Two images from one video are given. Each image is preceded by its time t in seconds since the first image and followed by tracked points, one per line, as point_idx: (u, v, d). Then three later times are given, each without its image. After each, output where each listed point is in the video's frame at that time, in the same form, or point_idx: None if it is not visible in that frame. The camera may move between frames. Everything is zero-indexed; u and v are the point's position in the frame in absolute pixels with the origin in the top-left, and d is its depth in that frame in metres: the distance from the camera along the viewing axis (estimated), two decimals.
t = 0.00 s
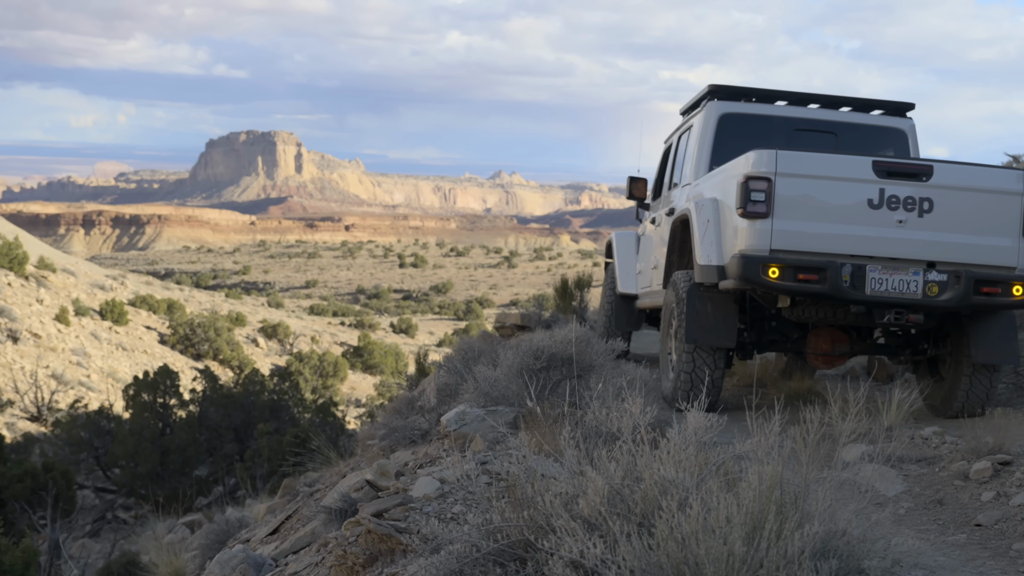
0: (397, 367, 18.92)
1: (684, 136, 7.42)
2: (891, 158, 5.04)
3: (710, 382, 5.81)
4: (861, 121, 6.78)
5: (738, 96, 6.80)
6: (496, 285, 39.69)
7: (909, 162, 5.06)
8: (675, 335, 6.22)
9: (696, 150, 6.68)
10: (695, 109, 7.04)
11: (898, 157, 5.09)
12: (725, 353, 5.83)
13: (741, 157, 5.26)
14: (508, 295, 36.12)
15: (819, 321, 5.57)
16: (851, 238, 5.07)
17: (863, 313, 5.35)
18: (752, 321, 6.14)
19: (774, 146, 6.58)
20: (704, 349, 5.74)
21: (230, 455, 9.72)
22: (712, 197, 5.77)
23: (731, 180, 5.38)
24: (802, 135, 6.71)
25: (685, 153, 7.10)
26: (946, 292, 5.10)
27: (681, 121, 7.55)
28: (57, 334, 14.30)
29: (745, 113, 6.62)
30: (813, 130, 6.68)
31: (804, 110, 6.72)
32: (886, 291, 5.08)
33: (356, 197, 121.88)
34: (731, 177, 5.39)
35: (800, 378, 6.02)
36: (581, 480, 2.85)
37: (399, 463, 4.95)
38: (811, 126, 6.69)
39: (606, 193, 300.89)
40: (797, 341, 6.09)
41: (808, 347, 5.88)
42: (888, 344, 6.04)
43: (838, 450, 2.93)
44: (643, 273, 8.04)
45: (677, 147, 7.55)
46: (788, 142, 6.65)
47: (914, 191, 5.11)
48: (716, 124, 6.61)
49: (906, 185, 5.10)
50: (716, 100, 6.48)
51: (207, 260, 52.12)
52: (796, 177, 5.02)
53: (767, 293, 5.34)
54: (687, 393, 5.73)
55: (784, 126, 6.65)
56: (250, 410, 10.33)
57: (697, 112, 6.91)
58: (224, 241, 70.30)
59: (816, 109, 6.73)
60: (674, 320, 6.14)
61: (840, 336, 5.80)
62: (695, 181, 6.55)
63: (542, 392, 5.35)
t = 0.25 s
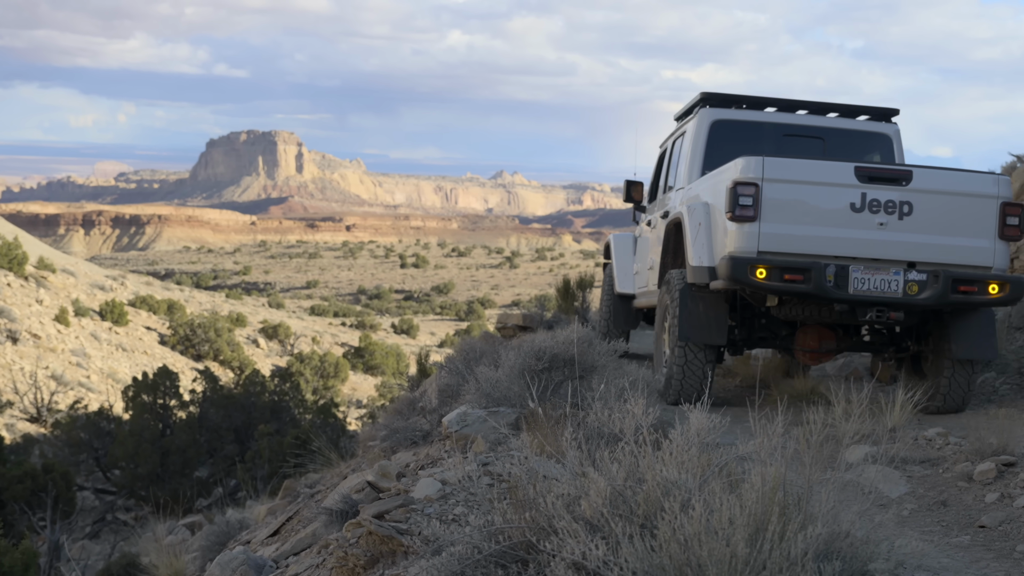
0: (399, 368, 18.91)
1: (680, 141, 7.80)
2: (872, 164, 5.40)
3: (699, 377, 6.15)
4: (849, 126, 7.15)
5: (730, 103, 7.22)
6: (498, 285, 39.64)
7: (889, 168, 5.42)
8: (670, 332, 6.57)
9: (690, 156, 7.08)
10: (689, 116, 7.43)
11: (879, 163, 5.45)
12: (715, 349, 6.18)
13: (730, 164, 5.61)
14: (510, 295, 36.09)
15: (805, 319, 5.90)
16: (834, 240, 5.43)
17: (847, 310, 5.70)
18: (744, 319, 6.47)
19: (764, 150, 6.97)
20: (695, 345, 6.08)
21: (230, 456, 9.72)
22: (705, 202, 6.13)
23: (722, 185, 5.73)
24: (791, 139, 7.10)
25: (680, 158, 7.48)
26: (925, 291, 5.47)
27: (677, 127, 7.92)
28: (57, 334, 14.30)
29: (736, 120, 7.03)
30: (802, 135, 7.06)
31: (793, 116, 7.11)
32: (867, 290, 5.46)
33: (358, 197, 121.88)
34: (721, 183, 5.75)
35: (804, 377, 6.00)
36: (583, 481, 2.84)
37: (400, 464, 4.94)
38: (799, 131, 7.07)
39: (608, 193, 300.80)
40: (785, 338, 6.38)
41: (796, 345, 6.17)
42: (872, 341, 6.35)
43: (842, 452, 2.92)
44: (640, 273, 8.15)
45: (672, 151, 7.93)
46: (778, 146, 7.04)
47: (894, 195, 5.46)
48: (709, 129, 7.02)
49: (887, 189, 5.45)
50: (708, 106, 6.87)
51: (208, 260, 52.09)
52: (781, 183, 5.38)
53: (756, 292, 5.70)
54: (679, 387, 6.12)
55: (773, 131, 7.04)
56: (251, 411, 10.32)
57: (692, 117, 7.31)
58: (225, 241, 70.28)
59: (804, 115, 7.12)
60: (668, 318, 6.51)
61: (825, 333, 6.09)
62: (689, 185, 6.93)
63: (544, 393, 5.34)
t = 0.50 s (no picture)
0: (400, 368, 18.92)
1: (678, 147, 8.02)
2: (854, 170, 5.64)
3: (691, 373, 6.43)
4: (841, 133, 7.34)
5: (726, 110, 7.44)
6: (499, 286, 39.62)
7: (869, 174, 5.66)
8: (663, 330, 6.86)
9: (685, 162, 7.31)
10: (686, 122, 7.65)
11: (860, 169, 5.70)
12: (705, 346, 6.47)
13: (718, 169, 5.86)
14: (512, 296, 36.06)
15: (790, 319, 6.18)
16: (815, 243, 5.68)
17: (828, 310, 5.93)
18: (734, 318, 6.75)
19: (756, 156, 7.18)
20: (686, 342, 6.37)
21: (230, 457, 9.71)
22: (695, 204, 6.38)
23: (710, 189, 5.99)
24: (784, 145, 7.30)
25: (677, 163, 7.72)
26: (903, 292, 5.69)
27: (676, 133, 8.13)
28: (56, 335, 14.31)
29: (730, 127, 7.24)
30: (795, 142, 7.26)
31: (787, 123, 7.31)
32: (847, 291, 5.69)
33: (359, 198, 121.93)
34: (710, 187, 6.00)
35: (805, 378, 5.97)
36: (585, 482, 2.83)
37: (402, 465, 4.94)
38: (792, 138, 7.27)
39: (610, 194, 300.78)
40: (773, 337, 6.64)
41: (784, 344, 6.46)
42: (859, 339, 6.61)
43: (844, 453, 2.91)
44: (641, 273, 8.21)
45: (671, 157, 8.15)
46: (771, 152, 7.24)
47: (874, 200, 5.71)
48: (703, 135, 7.26)
49: (867, 195, 5.70)
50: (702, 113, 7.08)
51: (209, 261, 52.10)
52: (767, 188, 5.63)
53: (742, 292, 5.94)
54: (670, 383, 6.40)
55: (767, 138, 7.25)
56: (251, 412, 10.33)
57: (688, 124, 7.55)
58: (226, 242, 70.29)
59: (797, 122, 7.31)
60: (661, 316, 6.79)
61: (813, 332, 6.35)
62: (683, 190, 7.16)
63: (546, 395, 5.32)
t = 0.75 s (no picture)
0: (401, 369, 18.92)
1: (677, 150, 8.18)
2: (839, 173, 5.92)
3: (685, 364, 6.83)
4: (834, 138, 7.49)
5: (722, 114, 7.62)
6: (501, 286, 39.58)
7: (855, 177, 5.93)
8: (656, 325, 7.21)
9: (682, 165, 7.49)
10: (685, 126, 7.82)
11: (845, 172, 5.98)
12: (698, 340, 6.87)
13: (710, 171, 6.17)
14: (514, 296, 36.05)
15: (779, 315, 6.45)
16: (802, 242, 5.96)
17: (813, 306, 6.19)
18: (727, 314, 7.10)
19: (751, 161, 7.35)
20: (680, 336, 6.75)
21: (231, 459, 9.69)
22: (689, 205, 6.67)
23: (703, 190, 6.29)
24: (778, 150, 7.46)
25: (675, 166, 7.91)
26: (886, 289, 5.96)
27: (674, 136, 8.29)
28: (56, 336, 14.30)
29: (726, 131, 7.42)
30: (789, 146, 7.42)
31: (782, 127, 7.46)
32: (832, 287, 5.97)
33: (361, 198, 121.95)
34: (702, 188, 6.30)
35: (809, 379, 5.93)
36: (587, 483, 2.81)
37: (403, 467, 4.92)
38: (786, 142, 7.43)
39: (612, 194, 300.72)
40: (765, 332, 7.02)
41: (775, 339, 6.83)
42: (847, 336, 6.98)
43: (847, 453, 2.89)
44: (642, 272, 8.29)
45: (670, 159, 8.32)
46: (766, 156, 7.40)
47: (859, 201, 5.98)
48: (700, 139, 7.43)
49: (852, 197, 5.97)
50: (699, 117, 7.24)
51: (210, 261, 52.10)
52: (755, 189, 5.92)
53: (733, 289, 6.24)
54: (666, 375, 6.78)
55: (762, 142, 7.41)
56: (252, 413, 10.33)
57: (685, 128, 7.72)
58: (227, 242, 70.31)
59: (791, 127, 7.48)
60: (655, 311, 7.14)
61: (803, 328, 6.72)
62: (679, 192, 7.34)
63: (548, 395, 5.30)
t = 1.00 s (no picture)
0: (402, 370, 18.93)
1: (677, 156, 8.55)
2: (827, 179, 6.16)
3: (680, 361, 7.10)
4: (826, 145, 7.87)
5: (721, 120, 7.98)
6: (503, 286, 39.58)
7: (842, 183, 6.17)
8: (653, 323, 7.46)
9: (682, 170, 7.87)
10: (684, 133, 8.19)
11: (833, 178, 6.21)
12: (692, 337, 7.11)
13: (703, 177, 6.43)
14: (516, 297, 36.03)
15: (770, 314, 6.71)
16: (791, 245, 6.20)
17: (800, 306, 6.43)
18: (721, 314, 7.36)
19: (747, 165, 7.73)
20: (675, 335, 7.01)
21: (231, 460, 9.68)
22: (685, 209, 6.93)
23: (697, 195, 6.54)
24: (773, 156, 7.84)
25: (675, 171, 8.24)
26: (872, 290, 6.18)
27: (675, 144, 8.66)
28: (55, 336, 14.30)
29: (723, 138, 7.80)
30: (783, 152, 7.81)
31: (777, 134, 7.84)
32: (820, 288, 6.19)
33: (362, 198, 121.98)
34: (696, 193, 6.56)
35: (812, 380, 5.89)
36: (589, 485, 2.80)
37: (403, 468, 4.91)
38: (780, 148, 7.82)
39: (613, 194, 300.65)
40: (757, 332, 7.26)
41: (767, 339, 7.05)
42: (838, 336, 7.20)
43: (851, 454, 2.88)
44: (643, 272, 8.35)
45: (671, 165, 8.68)
46: (761, 161, 7.78)
47: (846, 207, 6.22)
48: (698, 145, 7.81)
49: (839, 202, 6.21)
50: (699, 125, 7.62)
51: (210, 262, 52.11)
52: (746, 194, 6.17)
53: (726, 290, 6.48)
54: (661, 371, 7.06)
55: (757, 149, 7.79)
56: (252, 414, 10.32)
57: (685, 135, 8.13)
58: (227, 242, 70.34)
59: (785, 134, 7.86)
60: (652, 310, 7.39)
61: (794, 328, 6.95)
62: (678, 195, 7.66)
63: (550, 396, 5.28)
